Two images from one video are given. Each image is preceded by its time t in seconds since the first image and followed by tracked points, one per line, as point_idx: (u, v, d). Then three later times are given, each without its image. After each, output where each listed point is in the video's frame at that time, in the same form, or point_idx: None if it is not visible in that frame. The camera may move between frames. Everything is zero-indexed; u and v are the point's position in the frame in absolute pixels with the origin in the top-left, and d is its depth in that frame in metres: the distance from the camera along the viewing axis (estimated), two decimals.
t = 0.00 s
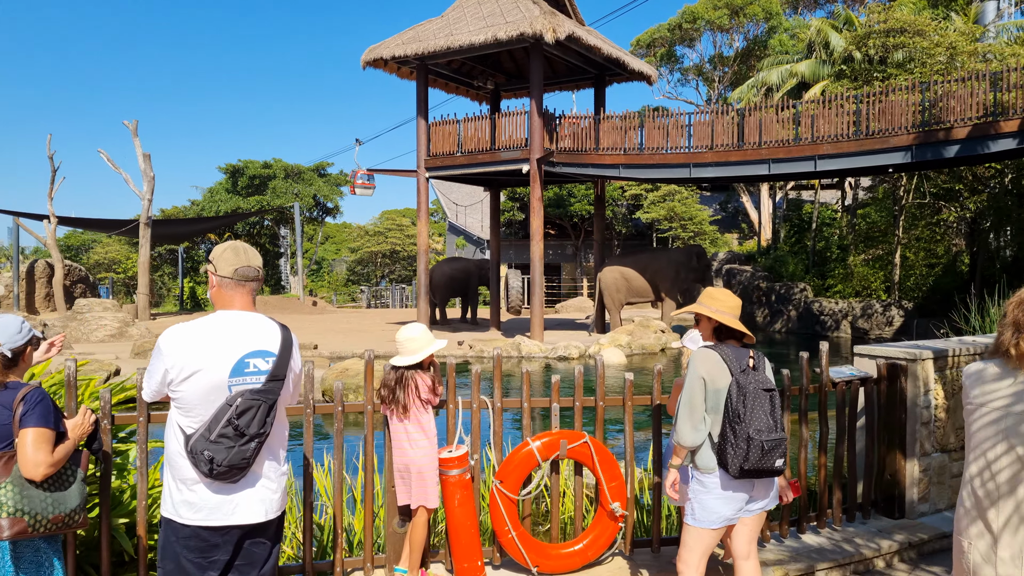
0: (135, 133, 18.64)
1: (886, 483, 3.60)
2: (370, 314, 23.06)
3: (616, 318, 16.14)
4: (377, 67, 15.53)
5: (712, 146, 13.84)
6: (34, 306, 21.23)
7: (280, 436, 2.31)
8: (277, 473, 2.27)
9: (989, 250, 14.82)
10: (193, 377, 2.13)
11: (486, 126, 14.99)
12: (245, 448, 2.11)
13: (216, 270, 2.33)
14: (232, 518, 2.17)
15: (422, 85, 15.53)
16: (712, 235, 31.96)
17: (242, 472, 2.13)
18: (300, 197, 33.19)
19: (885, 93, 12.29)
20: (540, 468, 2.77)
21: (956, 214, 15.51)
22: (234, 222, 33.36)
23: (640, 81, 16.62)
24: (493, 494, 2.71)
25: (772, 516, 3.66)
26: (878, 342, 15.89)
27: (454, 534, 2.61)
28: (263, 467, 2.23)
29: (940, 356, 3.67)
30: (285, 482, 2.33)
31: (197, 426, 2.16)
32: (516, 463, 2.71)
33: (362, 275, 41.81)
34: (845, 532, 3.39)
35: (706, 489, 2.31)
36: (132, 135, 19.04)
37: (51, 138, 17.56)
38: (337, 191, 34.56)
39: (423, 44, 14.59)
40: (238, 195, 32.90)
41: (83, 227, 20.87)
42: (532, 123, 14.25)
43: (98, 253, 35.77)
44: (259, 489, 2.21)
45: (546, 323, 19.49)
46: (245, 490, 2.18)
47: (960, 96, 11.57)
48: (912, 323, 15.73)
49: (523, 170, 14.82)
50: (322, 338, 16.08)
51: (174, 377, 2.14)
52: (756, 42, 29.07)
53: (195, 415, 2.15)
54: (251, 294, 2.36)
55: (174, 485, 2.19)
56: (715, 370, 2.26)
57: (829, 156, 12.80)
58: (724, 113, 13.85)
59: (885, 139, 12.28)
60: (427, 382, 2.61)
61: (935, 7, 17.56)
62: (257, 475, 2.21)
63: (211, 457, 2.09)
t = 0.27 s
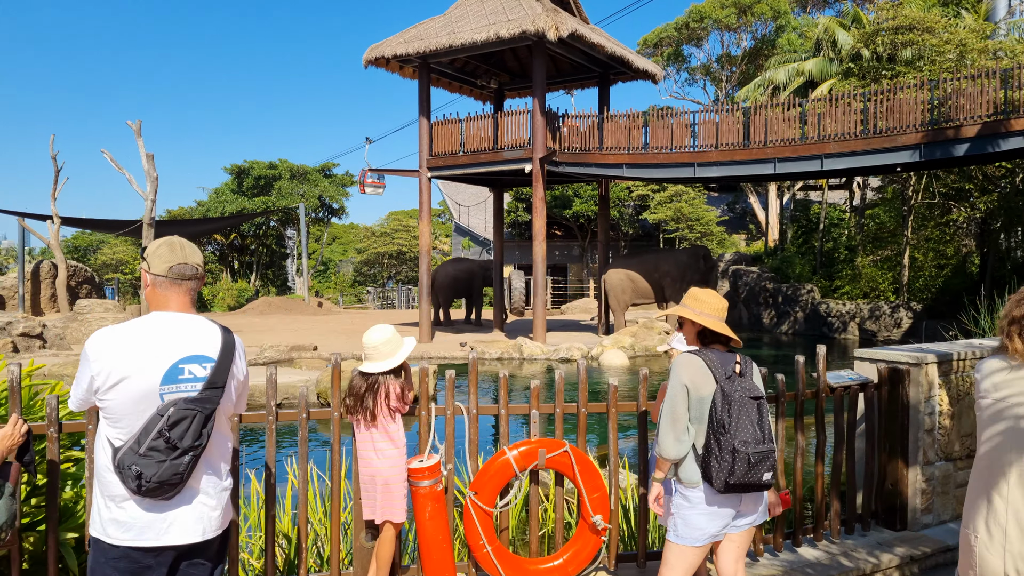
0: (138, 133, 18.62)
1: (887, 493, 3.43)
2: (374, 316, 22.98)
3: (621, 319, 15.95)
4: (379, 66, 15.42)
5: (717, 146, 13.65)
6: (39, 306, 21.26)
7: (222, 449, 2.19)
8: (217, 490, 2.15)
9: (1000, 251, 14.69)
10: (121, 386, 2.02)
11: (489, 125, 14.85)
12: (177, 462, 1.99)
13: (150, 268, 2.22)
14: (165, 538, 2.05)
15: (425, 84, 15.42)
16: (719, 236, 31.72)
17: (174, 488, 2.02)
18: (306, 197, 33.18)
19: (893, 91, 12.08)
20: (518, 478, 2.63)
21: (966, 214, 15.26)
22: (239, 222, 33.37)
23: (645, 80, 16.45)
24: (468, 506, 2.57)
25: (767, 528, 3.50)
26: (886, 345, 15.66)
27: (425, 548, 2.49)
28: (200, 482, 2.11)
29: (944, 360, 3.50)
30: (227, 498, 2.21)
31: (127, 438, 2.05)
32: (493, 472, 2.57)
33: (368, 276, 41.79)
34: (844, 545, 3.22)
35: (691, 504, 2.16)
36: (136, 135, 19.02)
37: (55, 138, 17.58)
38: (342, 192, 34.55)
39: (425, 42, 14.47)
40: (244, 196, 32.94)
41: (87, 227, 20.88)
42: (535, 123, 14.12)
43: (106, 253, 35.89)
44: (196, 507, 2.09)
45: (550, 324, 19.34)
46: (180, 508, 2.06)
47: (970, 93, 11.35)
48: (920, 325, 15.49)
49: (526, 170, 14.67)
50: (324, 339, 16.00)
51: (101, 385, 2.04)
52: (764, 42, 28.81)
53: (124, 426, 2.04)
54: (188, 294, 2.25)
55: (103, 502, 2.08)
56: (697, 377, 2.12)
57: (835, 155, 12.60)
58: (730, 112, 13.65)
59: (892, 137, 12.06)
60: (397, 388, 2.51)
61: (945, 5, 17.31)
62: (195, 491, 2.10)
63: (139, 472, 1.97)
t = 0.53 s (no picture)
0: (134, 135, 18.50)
1: (882, 509, 3.27)
2: (372, 318, 22.83)
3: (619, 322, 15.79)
4: (374, 66, 15.29)
5: (715, 146, 13.47)
6: (35, 309, 21.15)
7: (138, 476, 2.11)
8: (134, 522, 2.08)
9: (1001, 251, 14.51)
10: (24, 411, 1.94)
11: (485, 126, 14.71)
12: (84, 493, 1.91)
13: (59, 279, 2.15)
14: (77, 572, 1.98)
15: (420, 84, 15.28)
16: (720, 237, 31.53)
17: (82, 522, 1.94)
18: (305, 199, 33.07)
19: (894, 90, 11.90)
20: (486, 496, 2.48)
21: (968, 215, 15.08)
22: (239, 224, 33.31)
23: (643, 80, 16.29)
24: (432, 527, 2.43)
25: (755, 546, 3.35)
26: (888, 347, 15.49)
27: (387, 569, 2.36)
28: (115, 514, 2.03)
29: (942, 368, 3.35)
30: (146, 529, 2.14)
31: (30, 467, 1.96)
32: (460, 491, 2.42)
33: (368, 278, 41.66)
34: (836, 565, 3.08)
35: (662, 529, 2.19)
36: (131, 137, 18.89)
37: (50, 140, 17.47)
38: (342, 193, 34.44)
39: (420, 42, 14.34)
40: (243, 198, 32.86)
41: (83, 230, 20.78)
42: (531, 123, 13.98)
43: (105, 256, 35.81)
44: (110, 541, 2.02)
45: (548, 326, 19.18)
46: (92, 543, 1.99)
47: (971, 92, 11.18)
48: (922, 327, 15.32)
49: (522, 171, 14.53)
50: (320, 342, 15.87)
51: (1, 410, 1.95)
52: (765, 41, 28.61)
53: (28, 454, 1.95)
54: (100, 306, 2.17)
55: (7, 536, 1.99)
56: (671, 393, 2.12)
57: (835, 155, 12.43)
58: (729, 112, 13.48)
59: (893, 136, 11.89)
60: (356, 404, 2.46)
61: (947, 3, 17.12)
62: (110, 523, 2.02)
63: (42, 505, 1.88)
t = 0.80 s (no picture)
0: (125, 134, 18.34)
1: (868, 523, 3.11)
2: (367, 319, 22.67)
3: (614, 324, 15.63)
4: (367, 65, 15.14)
5: (710, 146, 13.30)
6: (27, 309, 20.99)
7: (26, 499, 1.99)
8: (20, 551, 1.96)
9: (1000, 253, 14.51)
10: None
11: (477, 125, 14.55)
12: None
13: None
14: None
15: (413, 83, 15.13)
16: (718, 238, 31.39)
17: None
18: (301, 199, 32.91)
19: (890, 89, 11.75)
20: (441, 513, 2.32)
21: (966, 216, 14.93)
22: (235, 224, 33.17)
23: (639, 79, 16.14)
24: (382, 545, 2.29)
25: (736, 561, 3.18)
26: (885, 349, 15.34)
27: None
28: None
29: (930, 375, 3.20)
30: (38, 554, 2.02)
31: None
32: (410, 508, 2.26)
33: (366, 279, 41.50)
34: None
35: (618, 551, 2.15)
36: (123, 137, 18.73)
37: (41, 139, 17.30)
38: (338, 194, 34.31)
39: (413, 40, 14.18)
40: (239, 198, 32.74)
41: (75, 230, 20.62)
42: (525, 122, 13.83)
43: (101, 256, 35.68)
44: None
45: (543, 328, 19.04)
46: None
47: (969, 92, 11.04)
48: (919, 329, 15.19)
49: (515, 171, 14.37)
50: (311, 344, 15.73)
51: None
52: (763, 41, 28.46)
53: None
54: None
55: None
56: (628, 403, 2.08)
57: (830, 155, 12.28)
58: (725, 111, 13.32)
59: (890, 136, 11.74)
60: (295, 417, 2.58)
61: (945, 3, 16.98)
62: None
63: None
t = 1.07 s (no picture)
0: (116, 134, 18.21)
1: (856, 541, 2.94)
2: (361, 321, 22.50)
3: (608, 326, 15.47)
4: (358, 63, 14.99)
5: (705, 145, 13.12)
6: (17, 310, 20.84)
7: None
8: None
9: (998, 255, 14.54)
10: None
11: (470, 125, 14.37)
12: None
13: None
14: None
15: (405, 82, 14.96)
16: (715, 239, 31.24)
17: None
18: (296, 199, 32.76)
19: (887, 88, 11.59)
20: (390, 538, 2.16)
21: (963, 216, 14.81)
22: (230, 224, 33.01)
23: (634, 78, 15.98)
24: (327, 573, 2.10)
25: None
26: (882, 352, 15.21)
27: None
28: None
29: (921, 385, 3.04)
30: None
31: None
32: (357, 532, 2.10)
33: (363, 279, 41.35)
34: None
35: None
36: (113, 136, 18.58)
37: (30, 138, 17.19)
38: (334, 194, 34.14)
39: (404, 38, 14.03)
40: (234, 198, 32.59)
41: (66, 230, 20.47)
42: (517, 122, 13.65)
43: (96, 256, 35.55)
44: None
45: (537, 330, 18.88)
46: None
47: (966, 91, 10.88)
48: (916, 331, 15.06)
49: (508, 171, 14.20)
50: (302, 346, 15.56)
51: None
52: (761, 41, 28.31)
53: None
54: None
55: None
56: (583, 424, 2.00)
57: (826, 155, 12.12)
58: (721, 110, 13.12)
59: (886, 136, 11.58)
60: (224, 434, 2.56)
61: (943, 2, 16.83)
62: None
63: None
